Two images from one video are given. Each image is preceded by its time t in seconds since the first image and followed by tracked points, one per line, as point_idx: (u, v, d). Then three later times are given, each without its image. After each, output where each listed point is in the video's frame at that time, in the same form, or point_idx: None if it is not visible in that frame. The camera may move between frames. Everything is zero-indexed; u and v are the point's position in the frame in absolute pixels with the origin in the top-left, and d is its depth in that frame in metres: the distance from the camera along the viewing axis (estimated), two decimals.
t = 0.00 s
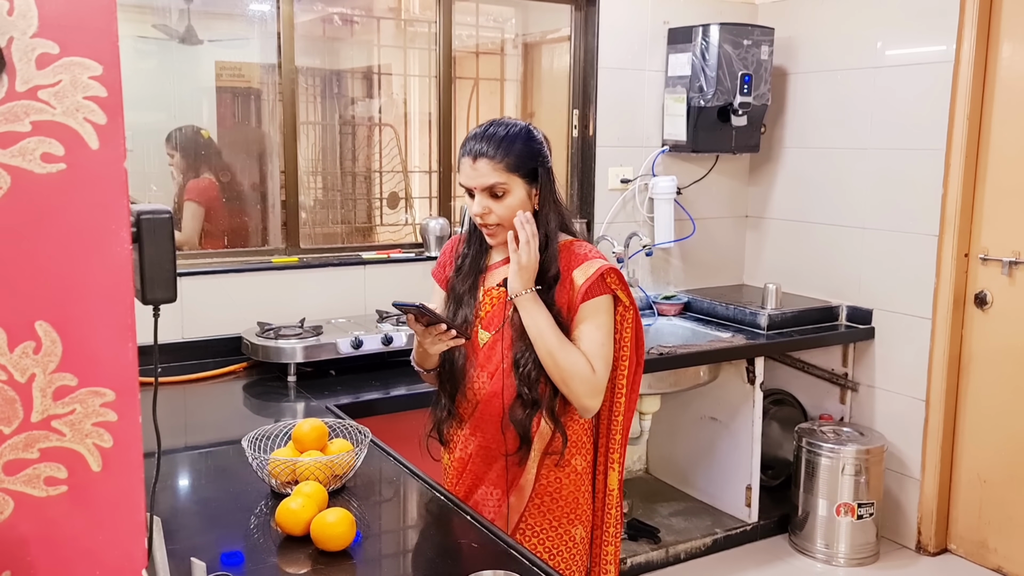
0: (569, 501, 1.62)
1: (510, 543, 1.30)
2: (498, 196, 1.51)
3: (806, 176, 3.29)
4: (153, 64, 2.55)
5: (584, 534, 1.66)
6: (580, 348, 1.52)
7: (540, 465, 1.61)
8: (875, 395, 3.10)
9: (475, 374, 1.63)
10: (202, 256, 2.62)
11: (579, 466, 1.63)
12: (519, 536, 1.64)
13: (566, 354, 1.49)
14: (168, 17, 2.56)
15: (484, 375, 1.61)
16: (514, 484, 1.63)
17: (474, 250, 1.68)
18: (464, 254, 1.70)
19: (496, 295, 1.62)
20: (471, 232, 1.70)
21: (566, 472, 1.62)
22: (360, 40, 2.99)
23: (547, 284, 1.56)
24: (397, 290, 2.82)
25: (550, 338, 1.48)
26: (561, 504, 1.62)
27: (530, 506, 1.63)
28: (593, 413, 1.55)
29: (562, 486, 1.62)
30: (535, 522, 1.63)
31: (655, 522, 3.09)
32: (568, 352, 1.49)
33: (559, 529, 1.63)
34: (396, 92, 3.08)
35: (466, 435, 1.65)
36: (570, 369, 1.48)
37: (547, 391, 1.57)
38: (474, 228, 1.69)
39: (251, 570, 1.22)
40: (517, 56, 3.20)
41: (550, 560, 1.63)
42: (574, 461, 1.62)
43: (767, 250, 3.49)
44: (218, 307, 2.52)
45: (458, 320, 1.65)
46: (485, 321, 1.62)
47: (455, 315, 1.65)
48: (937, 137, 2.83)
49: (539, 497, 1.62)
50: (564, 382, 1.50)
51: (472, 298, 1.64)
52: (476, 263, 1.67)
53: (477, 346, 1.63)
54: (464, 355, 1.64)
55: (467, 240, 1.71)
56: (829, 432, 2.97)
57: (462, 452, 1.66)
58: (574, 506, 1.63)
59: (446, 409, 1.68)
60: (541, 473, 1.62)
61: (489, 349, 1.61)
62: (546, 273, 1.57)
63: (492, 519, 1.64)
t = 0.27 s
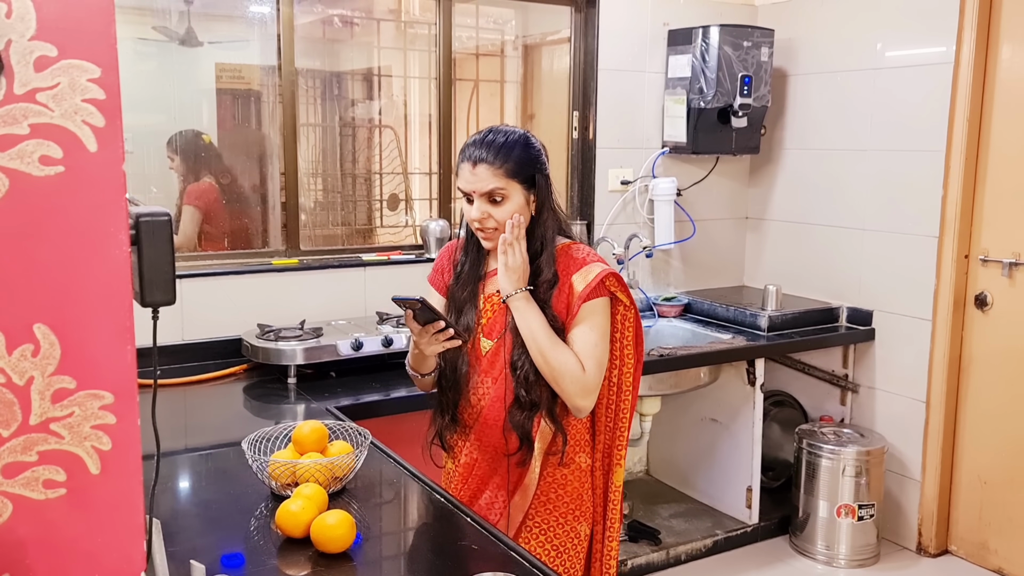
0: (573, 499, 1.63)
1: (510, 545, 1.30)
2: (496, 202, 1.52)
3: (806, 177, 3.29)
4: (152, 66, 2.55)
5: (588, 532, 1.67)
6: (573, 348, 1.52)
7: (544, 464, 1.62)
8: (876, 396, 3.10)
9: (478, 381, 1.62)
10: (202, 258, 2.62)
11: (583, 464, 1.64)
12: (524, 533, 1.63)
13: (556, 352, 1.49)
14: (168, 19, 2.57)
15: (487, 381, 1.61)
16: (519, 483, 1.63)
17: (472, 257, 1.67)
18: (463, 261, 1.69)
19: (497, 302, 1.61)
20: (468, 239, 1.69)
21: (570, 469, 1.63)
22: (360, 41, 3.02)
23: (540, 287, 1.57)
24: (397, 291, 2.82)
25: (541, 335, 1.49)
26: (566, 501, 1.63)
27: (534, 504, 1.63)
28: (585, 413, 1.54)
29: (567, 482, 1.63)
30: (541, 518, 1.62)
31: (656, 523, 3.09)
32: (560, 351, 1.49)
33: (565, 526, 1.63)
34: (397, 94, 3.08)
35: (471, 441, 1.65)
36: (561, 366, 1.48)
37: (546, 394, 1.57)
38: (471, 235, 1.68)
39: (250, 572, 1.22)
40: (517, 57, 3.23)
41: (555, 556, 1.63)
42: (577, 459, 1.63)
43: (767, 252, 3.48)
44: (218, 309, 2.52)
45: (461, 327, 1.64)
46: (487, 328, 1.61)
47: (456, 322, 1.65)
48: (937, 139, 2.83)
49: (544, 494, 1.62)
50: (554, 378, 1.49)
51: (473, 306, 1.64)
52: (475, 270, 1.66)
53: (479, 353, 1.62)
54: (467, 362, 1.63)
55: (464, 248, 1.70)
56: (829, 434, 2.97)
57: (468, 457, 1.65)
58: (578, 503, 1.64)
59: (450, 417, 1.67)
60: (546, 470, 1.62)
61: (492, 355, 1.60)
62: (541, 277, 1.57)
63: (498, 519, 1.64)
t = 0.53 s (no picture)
0: (577, 496, 1.63)
1: (510, 543, 1.29)
2: (501, 197, 1.52)
3: (806, 176, 3.29)
4: (152, 64, 2.54)
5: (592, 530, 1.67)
6: (577, 345, 1.52)
7: (547, 462, 1.62)
8: (876, 395, 3.09)
9: (481, 377, 1.61)
10: (202, 257, 2.62)
11: (586, 462, 1.64)
12: (528, 532, 1.63)
13: (560, 350, 1.49)
14: (168, 17, 2.56)
15: (490, 377, 1.60)
16: (522, 481, 1.62)
17: (476, 253, 1.68)
18: (467, 256, 1.69)
19: (501, 298, 1.61)
20: (473, 234, 1.70)
21: (573, 467, 1.63)
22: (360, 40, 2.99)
23: (546, 284, 1.57)
24: (397, 290, 2.82)
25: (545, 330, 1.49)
26: (570, 500, 1.63)
27: (538, 502, 1.63)
28: (589, 409, 1.54)
29: (571, 481, 1.63)
30: (545, 518, 1.62)
31: (656, 522, 3.09)
32: (563, 347, 1.49)
33: (569, 524, 1.63)
34: (397, 93, 3.08)
35: (474, 438, 1.64)
36: (565, 363, 1.48)
37: (550, 390, 1.57)
38: (476, 230, 1.69)
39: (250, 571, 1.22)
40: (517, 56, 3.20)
41: (559, 555, 1.63)
42: (580, 458, 1.63)
43: (767, 251, 3.48)
44: (218, 308, 2.51)
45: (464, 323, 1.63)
46: (491, 324, 1.61)
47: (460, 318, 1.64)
48: (938, 137, 2.83)
49: (547, 492, 1.62)
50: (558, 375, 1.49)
51: (477, 301, 1.63)
52: (479, 266, 1.67)
53: (482, 349, 1.62)
54: (470, 359, 1.62)
55: (469, 243, 1.71)
56: (829, 432, 2.97)
57: (470, 454, 1.64)
58: (583, 501, 1.64)
59: (453, 413, 1.66)
60: (549, 468, 1.62)
61: (495, 351, 1.60)
62: (546, 274, 1.57)
63: (502, 517, 1.63)
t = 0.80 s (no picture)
0: (584, 494, 1.63)
1: (509, 539, 1.29)
2: (508, 185, 1.51)
3: (805, 173, 3.29)
4: (150, 61, 2.54)
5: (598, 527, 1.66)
6: (583, 338, 1.53)
7: (553, 458, 1.62)
8: (874, 391, 3.10)
9: (485, 369, 1.62)
10: (200, 253, 2.62)
11: (591, 460, 1.64)
12: (534, 529, 1.63)
13: (568, 343, 1.49)
14: (166, 13, 2.56)
15: (494, 370, 1.61)
16: (528, 478, 1.62)
17: (481, 245, 1.68)
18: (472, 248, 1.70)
19: (506, 290, 1.61)
20: (478, 226, 1.70)
21: (579, 465, 1.62)
22: (359, 37, 2.97)
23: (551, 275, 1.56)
24: (396, 287, 2.81)
25: (549, 324, 1.49)
26: (576, 497, 1.62)
27: (543, 499, 1.62)
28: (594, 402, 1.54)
29: (576, 478, 1.62)
30: (551, 516, 1.62)
31: (654, 518, 3.09)
32: (570, 341, 1.50)
33: (575, 522, 1.63)
34: (396, 89, 3.07)
35: (479, 431, 1.63)
36: (571, 357, 1.49)
37: (555, 384, 1.57)
38: (481, 223, 1.69)
39: (249, 567, 1.22)
40: (516, 51, 3.20)
41: (565, 553, 1.63)
42: (586, 456, 1.63)
43: (766, 248, 3.48)
44: (216, 305, 2.51)
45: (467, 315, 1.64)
46: (495, 317, 1.61)
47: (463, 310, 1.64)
48: (937, 134, 2.83)
49: (553, 489, 1.62)
50: (566, 368, 1.50)
51: (481, 293, 1.63)
52: (483, 259, 1.67)
53: (487, 341, 1.62)
54: (474, 351, 1.63)
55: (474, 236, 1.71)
56: (828, 429, 2.97)
57: (474, 447, 1.64)
58: (589, 498, 1.63)
59: (457, 406, 1.67)
60: (554, 465, 1.62)
61: (499, 344, 1.60)
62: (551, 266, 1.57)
63: (507, 512, 1.63)
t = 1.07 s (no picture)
0: (588, 494, 1.63)
1: (508, 536, 1.29)
2: (515, 180, 1.51)
3: (804, 171, 3.29)
4: (149, 57, 2.55)
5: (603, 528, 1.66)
6: (592, 337, 1.53)
7: (558, 458, 1.61)
8: (873, 389, 3.10)
9: (490, 367, 1.62)
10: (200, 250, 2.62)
11: (596, 460, 1.63)
12: (537, 529, 1.63)
13: (577, 343, 1.49)
14: (165, 10, 2.56)
15: (498, 368, 1.61)
16: (532, 477, 1.62)
17: (487, 243, 1.69)
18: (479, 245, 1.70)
19: (511, 288, 1.62)
20: (485, 223, 1.70)
21: (584, 465, 1.62)
22: (359, 34, 3.01)
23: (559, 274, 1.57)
24: (395, 284, 2.82)
25: (559, 323, 1.49)
26: (580, 498, 1.62)
27: (547, 499, 1.62)
28: (602, 403, 1.55)
29: (581, 479, 1.62)
30: (555, 516, 1.62)
31: (653, 516, 3.09)
32: (579, 341, 1.50)
33: (579, 522, 1.63)
34: (396, 86, 3.10)
35: (483, 428, 1.64)
36: (581, 356, 1.49)
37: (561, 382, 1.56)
38: (487, 220, 1.69)
39: (248, 564, 1.22)
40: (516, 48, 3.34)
41: (568, 553, 1.63)
42: (591, 455, 1.62)
43: (765, 245, 3.49)
44: (215, 302, 2.51)
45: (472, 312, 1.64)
46: (499, 314, 1.62)
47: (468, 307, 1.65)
48: (935, 131, 2.83)
49: (557, 489, 1.62)
50: (575, 368, 1.49)
51: (486, 291, 1.64)
52: (489, 256, 1.67)
53: (491, 339, 1.62)
54: (478, 348, 1.64)
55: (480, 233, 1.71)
56: (826, 427, 2.97)
57: (478, 445, 1.65)
58: (592, 499, 1.63)
59: (461, 403, 1.68)
60: (559, 465, 1.61)
61: (503, 342, 1.60)
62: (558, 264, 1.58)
63: (510, 511, 1.64)
